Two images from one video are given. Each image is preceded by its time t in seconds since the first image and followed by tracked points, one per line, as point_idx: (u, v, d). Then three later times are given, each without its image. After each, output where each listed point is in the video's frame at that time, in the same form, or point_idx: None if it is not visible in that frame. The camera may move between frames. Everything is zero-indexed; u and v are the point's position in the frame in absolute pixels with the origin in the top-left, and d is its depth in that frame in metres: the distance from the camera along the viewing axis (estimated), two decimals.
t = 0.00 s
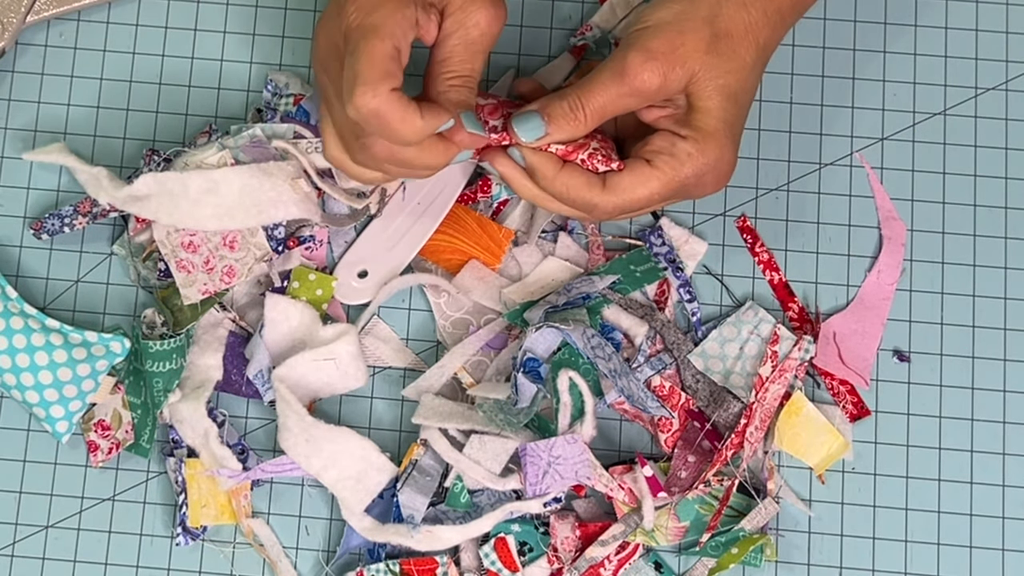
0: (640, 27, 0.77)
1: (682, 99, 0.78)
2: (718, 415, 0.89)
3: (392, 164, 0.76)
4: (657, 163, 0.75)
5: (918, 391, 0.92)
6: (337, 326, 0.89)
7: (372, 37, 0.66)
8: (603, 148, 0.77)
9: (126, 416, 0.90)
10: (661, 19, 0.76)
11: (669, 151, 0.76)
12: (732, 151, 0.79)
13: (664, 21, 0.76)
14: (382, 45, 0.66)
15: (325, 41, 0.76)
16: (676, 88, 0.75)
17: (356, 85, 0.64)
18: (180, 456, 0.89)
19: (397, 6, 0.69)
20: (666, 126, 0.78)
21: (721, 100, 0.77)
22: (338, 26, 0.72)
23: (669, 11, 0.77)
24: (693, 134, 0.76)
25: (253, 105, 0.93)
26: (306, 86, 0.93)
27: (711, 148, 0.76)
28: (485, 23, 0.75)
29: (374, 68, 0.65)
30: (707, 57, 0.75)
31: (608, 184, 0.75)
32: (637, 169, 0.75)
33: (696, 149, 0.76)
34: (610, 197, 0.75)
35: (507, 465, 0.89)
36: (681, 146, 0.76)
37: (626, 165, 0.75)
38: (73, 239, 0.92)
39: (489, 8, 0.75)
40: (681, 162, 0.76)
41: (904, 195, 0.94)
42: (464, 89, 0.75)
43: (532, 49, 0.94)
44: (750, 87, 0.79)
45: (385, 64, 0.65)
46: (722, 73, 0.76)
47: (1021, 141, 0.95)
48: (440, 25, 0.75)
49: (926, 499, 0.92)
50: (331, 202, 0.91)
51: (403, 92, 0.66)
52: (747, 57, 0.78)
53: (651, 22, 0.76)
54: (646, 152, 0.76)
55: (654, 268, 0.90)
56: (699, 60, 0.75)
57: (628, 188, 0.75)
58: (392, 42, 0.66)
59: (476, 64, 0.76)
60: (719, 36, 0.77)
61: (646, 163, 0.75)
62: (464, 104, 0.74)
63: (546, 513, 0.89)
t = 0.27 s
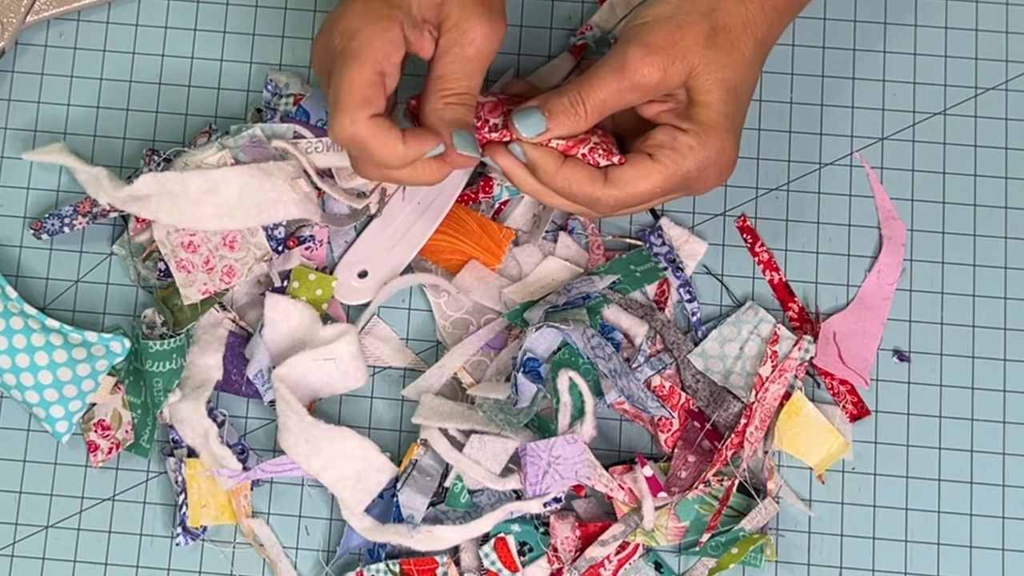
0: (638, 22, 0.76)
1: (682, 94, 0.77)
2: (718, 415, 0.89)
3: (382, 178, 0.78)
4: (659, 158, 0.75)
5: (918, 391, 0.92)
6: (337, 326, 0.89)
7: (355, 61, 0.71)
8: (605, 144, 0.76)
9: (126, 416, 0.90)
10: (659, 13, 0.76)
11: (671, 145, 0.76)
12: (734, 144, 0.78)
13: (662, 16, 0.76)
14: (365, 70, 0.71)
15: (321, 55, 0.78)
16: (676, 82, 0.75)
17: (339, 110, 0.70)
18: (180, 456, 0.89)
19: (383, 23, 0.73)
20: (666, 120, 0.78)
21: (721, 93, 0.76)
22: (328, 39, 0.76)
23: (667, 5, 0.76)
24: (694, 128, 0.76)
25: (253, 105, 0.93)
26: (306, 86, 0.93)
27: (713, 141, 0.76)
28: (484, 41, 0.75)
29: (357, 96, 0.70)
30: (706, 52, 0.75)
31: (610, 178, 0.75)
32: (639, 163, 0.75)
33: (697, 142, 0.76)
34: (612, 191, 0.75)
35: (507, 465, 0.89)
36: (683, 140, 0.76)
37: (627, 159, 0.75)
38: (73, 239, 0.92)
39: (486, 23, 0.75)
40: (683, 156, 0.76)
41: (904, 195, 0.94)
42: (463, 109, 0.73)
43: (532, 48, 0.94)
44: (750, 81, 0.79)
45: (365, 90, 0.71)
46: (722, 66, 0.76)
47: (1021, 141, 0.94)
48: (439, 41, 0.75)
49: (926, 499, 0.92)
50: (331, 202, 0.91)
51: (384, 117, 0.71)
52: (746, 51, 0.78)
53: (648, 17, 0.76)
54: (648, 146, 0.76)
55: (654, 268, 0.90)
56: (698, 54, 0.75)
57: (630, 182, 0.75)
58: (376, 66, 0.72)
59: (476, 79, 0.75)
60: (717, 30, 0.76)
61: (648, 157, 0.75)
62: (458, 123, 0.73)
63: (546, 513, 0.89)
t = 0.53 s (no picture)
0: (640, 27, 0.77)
1: (683, 98, 0.78)
2: (718, 415, 0.89)
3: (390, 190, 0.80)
4: (659, 163, 0.75)
5: (918, 391, 0.92)
6: (337, 326, 0.89)
7: (334, 88, 0.71)
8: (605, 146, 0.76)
9: (126, 416, 0.90)
10: (661, 18, 0.76)
11: (670, 150, 0.75)
12: (734, 149, 0.78)
13: (664, 21, 0.76)
14: (350, 97, 0.71)
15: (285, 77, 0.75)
16: (677, 87, 0.75)
17: (352, 141, 0.72)
18: (180, 457, 0.89)
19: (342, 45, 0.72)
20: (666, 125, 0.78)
21: (722, 98, 0.76)
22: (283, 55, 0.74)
23: (669, 10, 0.77)
24: (694, 134, 0.76)
25: (253, 105, 0.93)
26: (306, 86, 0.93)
27: (713, 147, 0.76)
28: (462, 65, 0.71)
29: (358, 125, 0.72)
30: (707, 57, 0.75)
31: (610, 183, 0.75)
32: (638, 168, 0.75)
33: (697, 148, 0.75)
34: (612, 196, 0.75)
35: (507, 465, 0.89)
36: (682, 145, 0.76)
37: (627, 164, 0.75)
38: (73, 239, 0.92)
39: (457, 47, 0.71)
40: (683, 161, 0.75)
41: (904, 195, 0.94)
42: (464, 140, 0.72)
43: (532, 49, 0.94)
44: (752, 84, 0.79)
45: (363, 115, 0.72)
46: (724, 71, 0.76)
47: (1021, 141, 0.94)
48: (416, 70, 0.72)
49: (926, 499, 0.92)
50: (331, 202, 0.90)
51: (389, 137, 0.73)
52: (748, 56, 0.78)
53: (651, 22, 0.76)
54: (648, 151, 0.76)
55: (654, 268, 0.90)
56: (700, 60, 0.75)
57: (630, 187, 0.75)
58: (355, 86, 0.71)
59: (467, 105, 0.71)
60: (719, 34, 0.76)
61: (647, 162, 0.75)
62: (467, 158, 0.72)
63: (546, 513, 0.89)
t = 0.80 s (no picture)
0: (660, 41, 0.76)
1: (698, 112, 0.78)
2: (718, 415, 0.89)
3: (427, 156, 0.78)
4: (673, 178, 0.77)
5: (918, 391, 0.92)
6: (337, 326, 0.89)
7: (399, 19, 0.74)
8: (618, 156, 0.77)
9: (126, 416, 0.90)
10: (681, 33, 0.76)
11: (685, 166, 0.77)
12: (745, 164, 0.80)
13: (684, 35, 0.76)
14: (409, 27, 0.74)
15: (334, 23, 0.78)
16: (693, 104, 0.76)
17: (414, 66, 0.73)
18: (180, 457, 0.89)
19: None
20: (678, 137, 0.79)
21: (737, 115, 0.77)
22: None
23: (688, 24, 0.76)
24: (709, 150, 0.77)
25: (253, 105, 0.93)
26: (306, 86, 0.93)
27: (727, 163, 0.77)
28: None
29: (420, 53, 0.74)
30: (726, 74, 0.76)
31: (624, 198, 0.76)
32: (653, 183, 0.76)
33: (712, 165, 0.77)
34: (625, 210, 0.76)
35: (507, 465, 0.89)
36: (697, 162, 0.77)
37: (642, 179, 0.76)
38: (73, 240, 0.92)
39: None
40: (697, 177, 0.77)
41: (904, 195, 0.94)
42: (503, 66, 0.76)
43: (532, 49, 0.94)
44: (764, 99, 0.80)
45: (424, 42, 0.74)
46: (740, 89, 0.77)
47: (1021, 141, 0.95)
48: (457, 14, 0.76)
49: (926, 499, 0.92)
50: (331, 202, 0.91)
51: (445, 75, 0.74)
52: (763, 72, 0.79)
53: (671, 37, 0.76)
54: (662, 165, 0.77)
55: (654, 268, 0.90)
56: (718, 77, 0.76)
57: (644, 202, 0.76)
58: (416, 18, 0.75)
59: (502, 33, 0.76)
60: (737, 51, 0.77)
61: (661, 177, 0.77)
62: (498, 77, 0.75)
63: (546, 513, 0.89)
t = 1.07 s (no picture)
0: (670, 50, 0.74)
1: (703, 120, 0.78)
2: (718, 415, 0.89)
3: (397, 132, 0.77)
4: (677, 187, 0.78)
5: (918, 391, 0.92)
6: (337, 326, 0.89)
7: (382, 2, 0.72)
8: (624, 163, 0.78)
9: (126, 416, 0.90)
10: (691, 42, 0.74)
11: (689, 176, 0.78)
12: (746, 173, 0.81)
13: (696, 43, 0.75)
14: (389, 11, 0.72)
15: None
16: (701, 115, 0.76)
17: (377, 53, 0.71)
18: (180, 456, 0.89)
19: None
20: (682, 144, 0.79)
21: (742, 126, 0.78)
22: None
23: (698, 32, 0.75)
24: (713, 159, 0.78)
25: (253, 105, 0.93)
26: (306, 86, 0.93)
27: (731, 172, 0.79)
28: None
29: (391, 39, 0.71)
30: (735, 86, 0.76)
31: (627, 205, 0.77)
32: (656, 191, 0.77)
33: (716, 175, 0.78)
34: (628, 216, 0.78)
35: (507, 465, 0.89)
36: (702, 171, 0.78)
37: (645, 187, 0.77)
38: (73, 239, 0.92)
39: None
40: (700, 187, 0.78)
41: (904, 195, 0.94)
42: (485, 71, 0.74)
43: (532, 49, 0.94)
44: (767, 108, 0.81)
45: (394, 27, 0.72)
46: (748, 99, 0.78)
47: (1021, 141, 0.94)
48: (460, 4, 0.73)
49: (926, 499, 0.92)
50: (330, 202, 0.91)
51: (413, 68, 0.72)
52: (768, 81, 0.79)
53: (682, 46, 0.74)
54: (666, 173, 0.79)
55: (654, 268, 0.90)
56: (728, 89, 0.76)
57: (647, 210, 0.78)
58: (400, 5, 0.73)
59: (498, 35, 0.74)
60: (745, 61, 0.77)
61: (665, 185, 0.78)
62: (483, 86, 0.74)
63: (546, 513, 0.89)
